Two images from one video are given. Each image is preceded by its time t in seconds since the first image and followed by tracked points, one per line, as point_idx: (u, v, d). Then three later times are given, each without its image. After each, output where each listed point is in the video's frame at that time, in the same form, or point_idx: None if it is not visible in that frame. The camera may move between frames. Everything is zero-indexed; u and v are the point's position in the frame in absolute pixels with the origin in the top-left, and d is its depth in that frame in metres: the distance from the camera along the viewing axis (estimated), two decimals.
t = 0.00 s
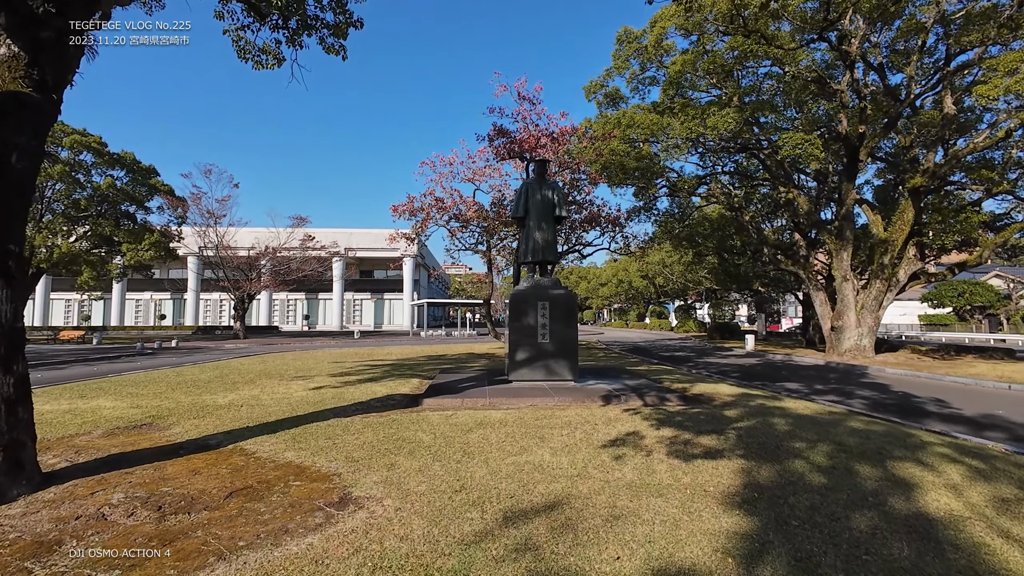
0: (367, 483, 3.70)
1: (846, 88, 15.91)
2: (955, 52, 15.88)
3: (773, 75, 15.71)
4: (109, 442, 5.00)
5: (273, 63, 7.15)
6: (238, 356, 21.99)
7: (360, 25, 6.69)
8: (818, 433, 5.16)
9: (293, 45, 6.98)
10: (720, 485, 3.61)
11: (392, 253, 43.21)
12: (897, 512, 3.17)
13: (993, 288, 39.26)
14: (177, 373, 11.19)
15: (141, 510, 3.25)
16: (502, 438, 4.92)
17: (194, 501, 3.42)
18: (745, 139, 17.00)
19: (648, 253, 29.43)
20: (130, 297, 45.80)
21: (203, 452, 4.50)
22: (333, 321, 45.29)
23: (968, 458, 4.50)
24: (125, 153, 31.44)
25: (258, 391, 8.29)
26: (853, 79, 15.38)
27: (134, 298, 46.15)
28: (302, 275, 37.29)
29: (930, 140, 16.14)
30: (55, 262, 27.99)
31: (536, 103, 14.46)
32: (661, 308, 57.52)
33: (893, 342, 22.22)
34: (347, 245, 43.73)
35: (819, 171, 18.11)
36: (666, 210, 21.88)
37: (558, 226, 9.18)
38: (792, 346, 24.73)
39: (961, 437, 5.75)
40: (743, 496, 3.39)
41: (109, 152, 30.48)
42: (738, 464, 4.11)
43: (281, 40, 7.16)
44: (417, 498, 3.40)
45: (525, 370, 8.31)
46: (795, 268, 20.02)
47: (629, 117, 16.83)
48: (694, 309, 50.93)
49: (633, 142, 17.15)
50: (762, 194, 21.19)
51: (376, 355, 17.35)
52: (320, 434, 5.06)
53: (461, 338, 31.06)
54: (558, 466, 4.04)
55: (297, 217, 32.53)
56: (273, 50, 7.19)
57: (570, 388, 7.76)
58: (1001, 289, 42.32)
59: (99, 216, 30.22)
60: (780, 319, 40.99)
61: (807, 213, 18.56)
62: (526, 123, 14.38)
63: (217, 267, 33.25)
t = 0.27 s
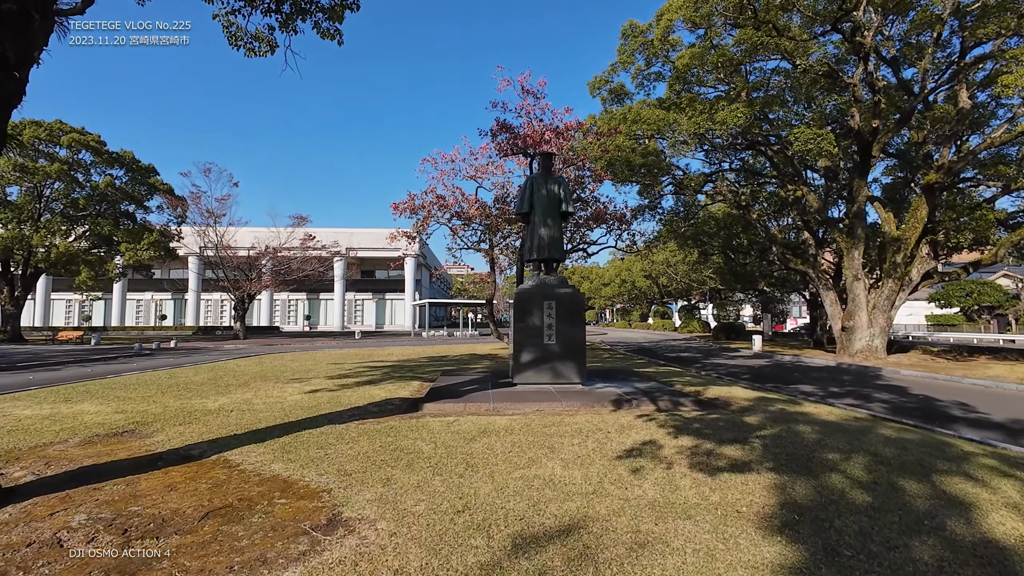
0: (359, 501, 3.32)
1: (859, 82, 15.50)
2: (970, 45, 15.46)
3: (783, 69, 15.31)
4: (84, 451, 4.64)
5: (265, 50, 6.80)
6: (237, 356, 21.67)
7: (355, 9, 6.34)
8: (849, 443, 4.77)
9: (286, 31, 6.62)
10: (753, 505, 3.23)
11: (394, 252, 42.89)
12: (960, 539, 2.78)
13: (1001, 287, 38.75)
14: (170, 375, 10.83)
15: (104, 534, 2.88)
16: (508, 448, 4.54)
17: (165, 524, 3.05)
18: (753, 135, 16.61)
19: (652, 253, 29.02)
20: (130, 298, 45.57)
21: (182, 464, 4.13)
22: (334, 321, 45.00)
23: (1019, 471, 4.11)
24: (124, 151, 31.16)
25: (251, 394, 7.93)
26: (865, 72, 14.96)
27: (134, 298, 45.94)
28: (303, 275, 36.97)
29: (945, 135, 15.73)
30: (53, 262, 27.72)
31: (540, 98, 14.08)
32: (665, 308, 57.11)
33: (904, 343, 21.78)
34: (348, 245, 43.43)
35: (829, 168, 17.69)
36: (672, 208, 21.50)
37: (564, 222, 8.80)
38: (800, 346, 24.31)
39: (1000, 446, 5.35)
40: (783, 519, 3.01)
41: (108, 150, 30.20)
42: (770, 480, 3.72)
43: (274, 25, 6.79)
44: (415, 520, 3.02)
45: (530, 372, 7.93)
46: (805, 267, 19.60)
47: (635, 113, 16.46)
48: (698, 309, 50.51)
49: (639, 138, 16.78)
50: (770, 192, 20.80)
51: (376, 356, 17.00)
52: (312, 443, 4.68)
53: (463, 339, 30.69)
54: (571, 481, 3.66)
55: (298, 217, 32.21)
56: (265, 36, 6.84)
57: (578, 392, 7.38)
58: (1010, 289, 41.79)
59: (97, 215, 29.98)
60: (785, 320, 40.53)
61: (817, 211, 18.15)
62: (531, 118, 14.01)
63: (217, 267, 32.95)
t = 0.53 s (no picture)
0: (352, 533, 2.98)
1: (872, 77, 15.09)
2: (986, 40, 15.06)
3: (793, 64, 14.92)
4: (57, 469, 4.30)
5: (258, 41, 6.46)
6: (236, 358, 21.37)
7: None
8: (884, 460, 4.42)
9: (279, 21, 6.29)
10: (795, 539, 2.86)
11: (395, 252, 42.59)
12: None
13: (1010, 288, 38.24)
14: (164, 379, 10.51)
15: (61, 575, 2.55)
16: (515, 466, 4.18)
17: (132, 562, 2.71)
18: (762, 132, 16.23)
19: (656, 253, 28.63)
20: (131, 298, 45.37)
21: (160, 486, 3.79)
22: (336, 322, 44.71)
23: None
24: (123, 151, 30.91)
25: (244, 401, 7.59)
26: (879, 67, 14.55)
27: (135, 299, 45.71)
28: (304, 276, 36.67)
29: (961, 132, 15.31)
30: (52, 262, 27.47)
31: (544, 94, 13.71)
32: (668, 309, 56.68)
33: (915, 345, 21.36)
34: (349, 245, 43.14)
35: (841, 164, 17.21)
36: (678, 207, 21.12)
37: (570, 221, 8.43)
38: (808, 348, 23.90)
39: None
40: (830, 557, 2.65)
41: (108, 150, 29.96)
42: (807, 506, 3.36)
43: (266, 14, 6.45)
44: (414, 559, 2.67)
45: (536, 378, 7.57)
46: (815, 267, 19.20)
47: (641, 110, 16.09)
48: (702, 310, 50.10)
49: (644, 136, 16.39)
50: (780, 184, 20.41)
51: (377, 358, 16.68)
52: (303, 461, 4.34)
53: (465, 340, 30.37)
54: (587, 508, 3.30)
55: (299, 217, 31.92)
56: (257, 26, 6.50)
57: (587, 399, 7.02)
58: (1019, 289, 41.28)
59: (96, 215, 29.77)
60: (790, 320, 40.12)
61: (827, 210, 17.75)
62: (535, 115, 13.65)
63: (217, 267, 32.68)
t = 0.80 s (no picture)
0: (343, 557, 2.61)
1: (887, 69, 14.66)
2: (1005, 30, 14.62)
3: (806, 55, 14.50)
4: (25, 479, 3.94)
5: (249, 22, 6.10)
6: (236, 358, 21.05)
7: None
8: (928, 469, 4.04)
9: None
10: (853, 567, 2.49)
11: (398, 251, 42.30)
12: None
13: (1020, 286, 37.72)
14: (158, 380, 10.17)
15: None
16: (525, 477, 3.80)
17: None
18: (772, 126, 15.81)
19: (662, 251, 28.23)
20: (133, 298, 45.15)
21: (134, 499, 3.43)
22: (337, 322, 44.41)
23: None
24: (123, 149, 30.65)
25: (238, 403, 7.23)
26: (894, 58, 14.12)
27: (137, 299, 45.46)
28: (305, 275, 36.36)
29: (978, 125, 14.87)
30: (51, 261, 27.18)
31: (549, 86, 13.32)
32: (672, 308, 56.22)
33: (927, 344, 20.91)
34: (351, 245, 42.85)
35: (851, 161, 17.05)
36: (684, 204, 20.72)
37: (578, 214, 8.05)
38: (817, 348, 23.45)
39: None
40: None
41: (107, 148, 29.70)
42: (856, 526, 2.98)
43: None
44: None
45: (543, 379, 7.21)
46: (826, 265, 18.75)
47: (648, 104, 15.70)
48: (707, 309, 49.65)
49: (651, 130, 16.02)
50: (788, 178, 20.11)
51: (379, 359, 16.32)
52: (292, 470, 3.97)
53: (468, 339, 30.02)
54: (608, 527, 2.93)
55: (300, 215, 31.61)
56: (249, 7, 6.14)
57: (598, 401, 6.64)
58: None
59: (96, 214, 29.50)
60: (797, 320, 39.66)
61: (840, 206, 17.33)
62: (540, 108, 13.27)
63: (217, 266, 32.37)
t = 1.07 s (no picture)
0: None
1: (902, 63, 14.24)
2: None
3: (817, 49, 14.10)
4: None
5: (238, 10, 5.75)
6: (236, 359, 20.76)
7: None
8: (979, 490, 3.68)
9: None
10: None
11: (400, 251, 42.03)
12: None
13: None
14: (152, 384, 9.85)
15: None
16: (536, 498, 3.45)
17: None
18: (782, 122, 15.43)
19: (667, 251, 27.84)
20: (134, 298, 44.96)
21: (103, 525, 3.11)
22: (339, 322, 44.17)
23: None
24: (123, 148, 30.43)
25: (231, 410, 6.91)
26: (909, 51, 13.75)
27: (138, 299, 45.29)
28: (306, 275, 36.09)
29: (997, 120, 14.44)
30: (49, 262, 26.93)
31: (554, 81, 12.95)
32: (676, 308, 55.85)
33: (939, 345, 20.48)
34: (353, 245, 42.60)
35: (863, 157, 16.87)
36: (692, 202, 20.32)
37: (587, 212, 7.69)
38: (825, 349, 23.08)
39: None
40: None
41: (107, 147, 29.48)
42: (915, 562, 2.62)
43: None
44: None
45: (550, 385, 6.86)
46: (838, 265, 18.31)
47: (656, 99, 15.33)
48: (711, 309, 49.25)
49: (658, 127, 15.67)
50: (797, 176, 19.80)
51: (380, 360, 16.01)
52: (280, 490, 3.64)
53: (470, 340, 29.71)
54: (634, 563, 2.60)
55: (301, 215, 31.35)
56: None
57: (610, 409, 6.31)
58: None
59: (96, 214, 29.24)
60: (802, 320, 39.22)
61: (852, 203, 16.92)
62: (544, 104, 12.91)
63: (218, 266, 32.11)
